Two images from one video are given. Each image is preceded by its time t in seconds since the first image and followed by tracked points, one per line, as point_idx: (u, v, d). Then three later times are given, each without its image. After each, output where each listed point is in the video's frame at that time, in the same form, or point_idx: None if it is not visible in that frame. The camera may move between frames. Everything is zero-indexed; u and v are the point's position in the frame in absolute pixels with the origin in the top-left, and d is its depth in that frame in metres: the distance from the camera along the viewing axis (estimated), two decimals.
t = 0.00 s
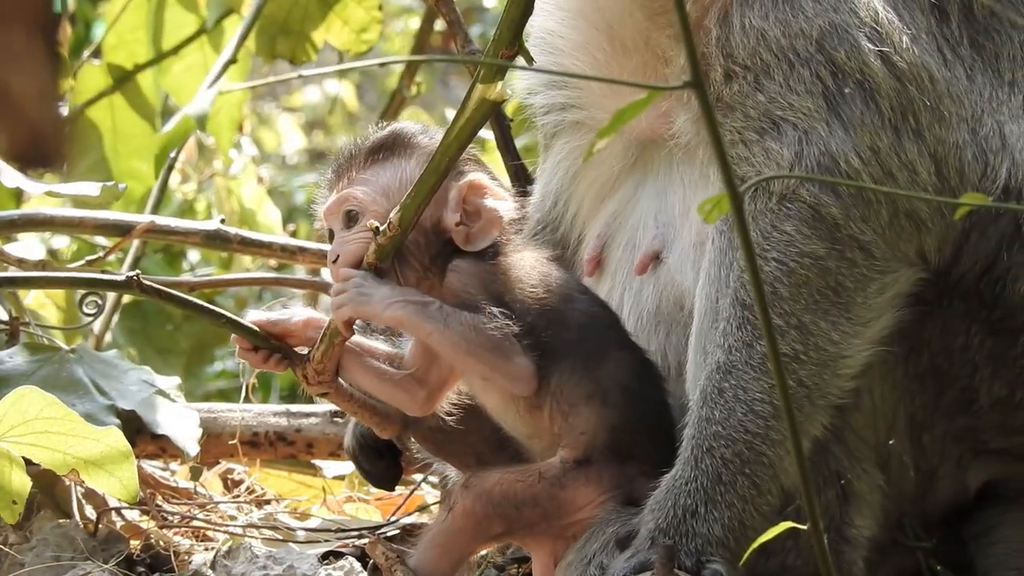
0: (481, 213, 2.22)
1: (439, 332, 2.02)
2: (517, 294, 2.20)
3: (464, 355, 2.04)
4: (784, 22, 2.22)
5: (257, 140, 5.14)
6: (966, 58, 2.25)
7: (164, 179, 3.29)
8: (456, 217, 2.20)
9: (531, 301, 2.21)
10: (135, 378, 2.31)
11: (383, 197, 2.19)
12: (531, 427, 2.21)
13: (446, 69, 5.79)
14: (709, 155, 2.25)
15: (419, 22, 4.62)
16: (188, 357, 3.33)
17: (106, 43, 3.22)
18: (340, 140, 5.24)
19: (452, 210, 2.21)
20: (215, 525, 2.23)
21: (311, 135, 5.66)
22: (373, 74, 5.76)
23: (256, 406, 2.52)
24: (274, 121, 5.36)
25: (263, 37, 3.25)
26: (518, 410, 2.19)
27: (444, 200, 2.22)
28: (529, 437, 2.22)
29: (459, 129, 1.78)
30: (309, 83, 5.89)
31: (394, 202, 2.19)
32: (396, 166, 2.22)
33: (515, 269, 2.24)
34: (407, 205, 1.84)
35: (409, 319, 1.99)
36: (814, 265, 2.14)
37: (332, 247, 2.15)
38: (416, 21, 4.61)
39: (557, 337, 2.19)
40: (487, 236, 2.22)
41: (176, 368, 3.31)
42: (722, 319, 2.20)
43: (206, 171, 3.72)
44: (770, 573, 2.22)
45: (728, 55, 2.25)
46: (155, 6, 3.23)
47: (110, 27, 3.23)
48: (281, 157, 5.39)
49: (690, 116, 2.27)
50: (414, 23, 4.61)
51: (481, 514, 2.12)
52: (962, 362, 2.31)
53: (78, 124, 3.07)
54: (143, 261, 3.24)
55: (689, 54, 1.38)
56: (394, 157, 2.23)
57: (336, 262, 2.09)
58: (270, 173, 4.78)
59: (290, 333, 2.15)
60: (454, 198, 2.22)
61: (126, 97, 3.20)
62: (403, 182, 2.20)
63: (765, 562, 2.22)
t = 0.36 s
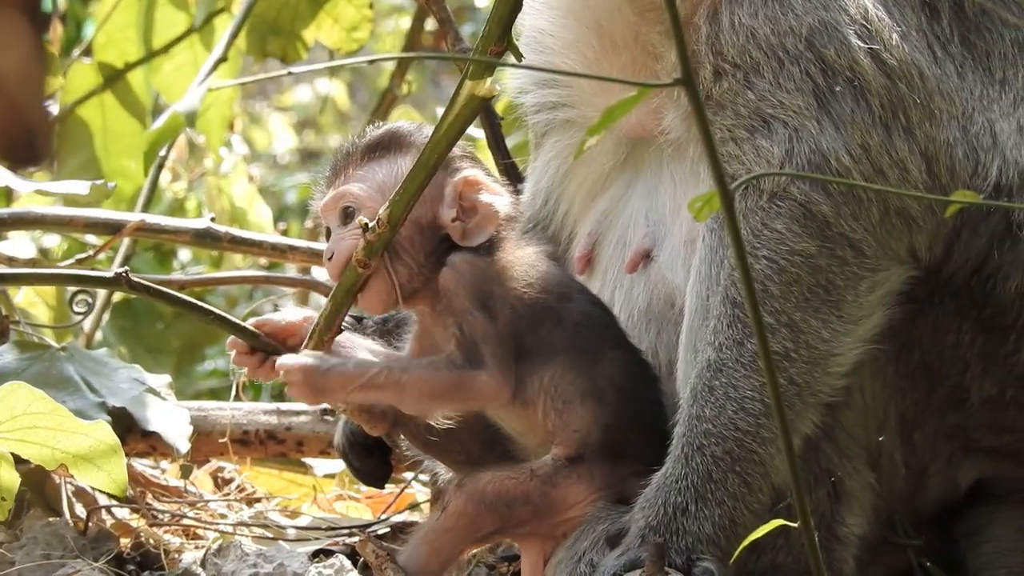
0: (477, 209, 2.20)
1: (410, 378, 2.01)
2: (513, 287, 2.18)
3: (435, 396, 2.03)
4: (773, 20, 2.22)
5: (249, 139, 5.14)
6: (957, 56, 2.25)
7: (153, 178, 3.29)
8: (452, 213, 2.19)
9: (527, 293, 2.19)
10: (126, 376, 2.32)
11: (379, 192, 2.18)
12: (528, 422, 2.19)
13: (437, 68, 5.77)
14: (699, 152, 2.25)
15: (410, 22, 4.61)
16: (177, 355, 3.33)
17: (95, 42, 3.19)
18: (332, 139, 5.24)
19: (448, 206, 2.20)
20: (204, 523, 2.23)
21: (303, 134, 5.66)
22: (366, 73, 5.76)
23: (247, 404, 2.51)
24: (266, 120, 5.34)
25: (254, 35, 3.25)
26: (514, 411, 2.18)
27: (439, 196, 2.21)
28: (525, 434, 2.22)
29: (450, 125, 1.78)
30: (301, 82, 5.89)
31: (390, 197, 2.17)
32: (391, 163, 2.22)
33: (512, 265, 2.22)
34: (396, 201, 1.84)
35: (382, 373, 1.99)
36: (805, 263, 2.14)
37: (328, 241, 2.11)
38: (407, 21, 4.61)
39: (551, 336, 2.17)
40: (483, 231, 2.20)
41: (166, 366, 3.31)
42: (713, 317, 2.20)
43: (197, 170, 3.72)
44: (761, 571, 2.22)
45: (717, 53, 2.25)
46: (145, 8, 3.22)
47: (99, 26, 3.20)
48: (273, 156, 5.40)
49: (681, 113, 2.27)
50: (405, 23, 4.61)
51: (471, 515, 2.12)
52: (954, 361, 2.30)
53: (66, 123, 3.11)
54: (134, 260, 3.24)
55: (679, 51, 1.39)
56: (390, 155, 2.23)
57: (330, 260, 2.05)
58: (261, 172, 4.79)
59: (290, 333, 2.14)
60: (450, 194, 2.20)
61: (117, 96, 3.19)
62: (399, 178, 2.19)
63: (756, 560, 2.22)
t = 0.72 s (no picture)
0: (471, 205, 2.22)
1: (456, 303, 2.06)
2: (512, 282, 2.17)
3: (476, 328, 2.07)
4: (765, 18, 2.23)
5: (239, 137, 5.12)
6: (952, 53, 2.27)
7: (147, 176, 3.23)
8: (446, 208, 2.21)
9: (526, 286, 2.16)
10: (120, 372, 2.30)
11: (376, 191, 2.18)
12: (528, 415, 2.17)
13: (427, 72, 5.76)
14: (694, 151, 2.25)
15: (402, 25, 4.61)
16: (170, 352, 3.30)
17: (89, 38, 3.18)
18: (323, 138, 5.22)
19: (442, 202, 2.22)
20: (198, 520, 2.22)
21: (292, 133, 5.65)
22: (357, 74, 5.75)
23: (240, 400, 2.50)
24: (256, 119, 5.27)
25: (247, 33, 3.24)
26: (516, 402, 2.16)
27: (432, 194, 2.23)
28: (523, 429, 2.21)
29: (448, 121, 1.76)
30: (291, 81, 5.88)
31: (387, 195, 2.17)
32: (387, 165, 2.22)
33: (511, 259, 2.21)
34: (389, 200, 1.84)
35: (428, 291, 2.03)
36: (799, 262, 2.14)
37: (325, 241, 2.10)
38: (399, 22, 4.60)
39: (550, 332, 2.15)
40: (479, 225, 2.21)
41: (159, 363, 3.28)
42: (708, 315, 2.20)
43: (189, 167, 3.71)
44: (755, 571, 2.21)
45: (710, 51, 2.24)
46: (139, 5, 3.21)
47: (93, 22, 3.20)
48: (263, 154, 5.38)
49: (675, 111, 2.27)
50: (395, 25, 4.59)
51: (469, 513, 2.10)
52: (948, 361, 2.30)
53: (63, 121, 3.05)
54: (127, 258, 3.22)
55: (676, 49, 1.45)
56: (387, 157, 2.23)
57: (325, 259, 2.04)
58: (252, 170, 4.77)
59: (288, 334, 2.14)
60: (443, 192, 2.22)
61: (110, 92, 3.14)
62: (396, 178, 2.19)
63: (750, 560, 2.21)
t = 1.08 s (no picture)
0: (458, 211, 2.25)
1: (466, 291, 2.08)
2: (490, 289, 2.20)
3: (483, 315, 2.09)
4: (742, 18, 2.27)
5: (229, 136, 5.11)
6: (931, 51, 2.32)
7: (133, 176, 3.27)
8: (435, 216, 2.24)
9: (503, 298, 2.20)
10: (105, 375, 2.32)
11: (366, 197, 2.20)
12: (507, 418, 2.18)
13: (416, 70, 5.76)
14: (675, 149, 2.28)
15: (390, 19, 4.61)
16: (157, 353, 3.34)
17: (76, 39, 3.17)
18: (313, 135, 5.22)
19: (430, 210, 2.25)
20: (184, 522, 2.24)
21: (282, 132, 5.64)
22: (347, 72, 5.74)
23: (225, 402, 2.52)
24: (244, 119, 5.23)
25: (233, 33, 3.24)
26: (496, 406, 2.17)
27: (419, 202, 2.26)
28: (505, 431, 2.19)
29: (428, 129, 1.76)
30: (281, 80, 5.87)
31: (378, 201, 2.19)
32: (376, 171, 2.24)
33: (493, 268, 2.23)
34: (374, 204, 1.81)
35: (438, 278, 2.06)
36: (779, 261, 2.15)
37: (311, 249, 2.13)
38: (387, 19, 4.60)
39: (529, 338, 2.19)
40: (467, 232, 2.25)
41: (145, 364, 3.32)
42: (689, 315, 2.21)
43: (176, 167, 3.72)
44: (738, 571, 2.22)
45: (688, 51, 2.28)
46: (125, 5, 3.17)
47: (80, 23, 3.17)
48: (253, 154, 5.38)
49: (654, 108, 2.29)
50: (384, 21, 4.60)
51: (454, 515, 2.10)
52: (930, 360, 2.31)
53: (45, 121, 3.14)
54: (113, 259, 3.23)
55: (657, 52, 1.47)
56: (374, 163, 2.25)
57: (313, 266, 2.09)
58: (241, 169, 4.77)
59: (275, 338, 2.14)
60: (431, 199, 2.25)
61: (96, 94, 3.19)
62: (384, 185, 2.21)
63: (733, 559, 2.22)
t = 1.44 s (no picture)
0: (443, 212, 2.29)
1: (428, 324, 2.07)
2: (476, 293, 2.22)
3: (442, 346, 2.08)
4: (731, 17, 2.27)
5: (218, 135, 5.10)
6: (920, 52, 2.33)
7: (122, 174, 3.26)
8: (421, 218, 2.27)
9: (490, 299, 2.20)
10: (94, 372, 2.31)
11: (353, 199, 2.20)
12: (491, 426, 2.17)
13: (404, 71, 5.77)
14: (665, 149, 2.28)
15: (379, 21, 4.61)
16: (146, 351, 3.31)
17: (65, 38, 3.19)
18: (302, 135, 5.21)
19: (415, 213, 2.29)
20: (173, 519, 2.23)
21: (271, 131, 5.63)
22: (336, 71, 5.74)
23: (215, 400, 2.52)
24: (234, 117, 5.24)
25: (222, 31, 3.25)
26: (477, 416, 2.17)
27: (404, 207, 2.29)
28: (488, 440, 2.18)
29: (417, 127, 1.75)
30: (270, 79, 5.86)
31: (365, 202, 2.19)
32: (362, 174, 2.24)
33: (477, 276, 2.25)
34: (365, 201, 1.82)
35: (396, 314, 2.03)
36: (770, 260, 2.15)
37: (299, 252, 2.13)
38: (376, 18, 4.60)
39: (519, 339, 2.19)
40: (453, 232, 2.28)
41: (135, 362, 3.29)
42: (680, 314, 2.21)
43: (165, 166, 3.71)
44: (728, 569, 2.21)
45: (677, 50, 2.29)
46: (115, 3, 3.20)
47: (68, 21, 3.20)
48: (243, 153, 5.37)
49: (643, 107, 2.29)
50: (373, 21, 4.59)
51: (444, 514, 2.11)
52: (921, 359, 2.30)
53: (34, 119, 3.10)
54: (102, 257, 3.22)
55: (649, 49, 1.46)
56: (361, 167, 2.26)
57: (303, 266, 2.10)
58: (231, 168, 4.75)
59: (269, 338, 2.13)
60: (416, 202, 2.30)
61: (86, 92, 3.17)
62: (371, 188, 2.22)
63: (723, 558, 2.21)
